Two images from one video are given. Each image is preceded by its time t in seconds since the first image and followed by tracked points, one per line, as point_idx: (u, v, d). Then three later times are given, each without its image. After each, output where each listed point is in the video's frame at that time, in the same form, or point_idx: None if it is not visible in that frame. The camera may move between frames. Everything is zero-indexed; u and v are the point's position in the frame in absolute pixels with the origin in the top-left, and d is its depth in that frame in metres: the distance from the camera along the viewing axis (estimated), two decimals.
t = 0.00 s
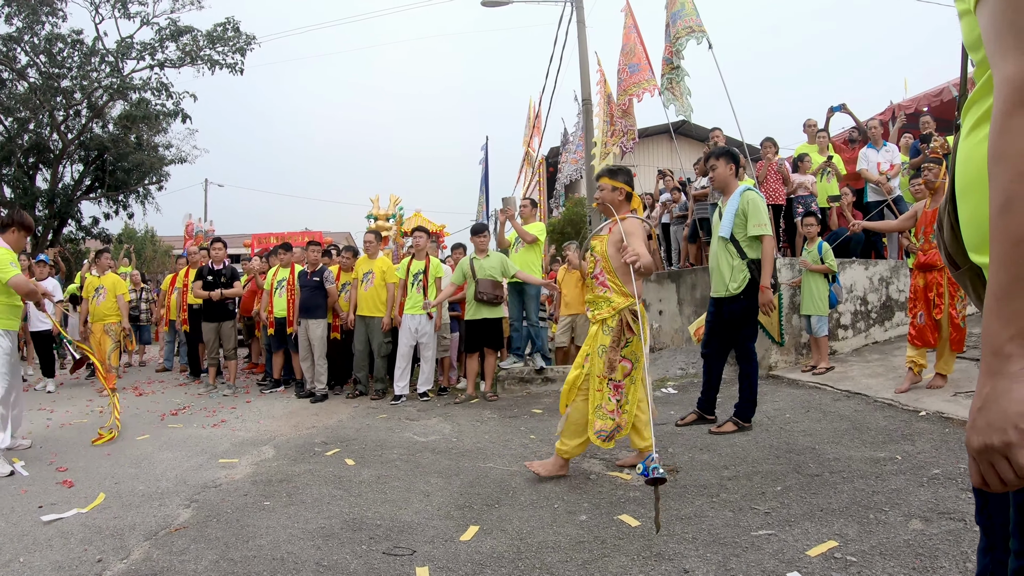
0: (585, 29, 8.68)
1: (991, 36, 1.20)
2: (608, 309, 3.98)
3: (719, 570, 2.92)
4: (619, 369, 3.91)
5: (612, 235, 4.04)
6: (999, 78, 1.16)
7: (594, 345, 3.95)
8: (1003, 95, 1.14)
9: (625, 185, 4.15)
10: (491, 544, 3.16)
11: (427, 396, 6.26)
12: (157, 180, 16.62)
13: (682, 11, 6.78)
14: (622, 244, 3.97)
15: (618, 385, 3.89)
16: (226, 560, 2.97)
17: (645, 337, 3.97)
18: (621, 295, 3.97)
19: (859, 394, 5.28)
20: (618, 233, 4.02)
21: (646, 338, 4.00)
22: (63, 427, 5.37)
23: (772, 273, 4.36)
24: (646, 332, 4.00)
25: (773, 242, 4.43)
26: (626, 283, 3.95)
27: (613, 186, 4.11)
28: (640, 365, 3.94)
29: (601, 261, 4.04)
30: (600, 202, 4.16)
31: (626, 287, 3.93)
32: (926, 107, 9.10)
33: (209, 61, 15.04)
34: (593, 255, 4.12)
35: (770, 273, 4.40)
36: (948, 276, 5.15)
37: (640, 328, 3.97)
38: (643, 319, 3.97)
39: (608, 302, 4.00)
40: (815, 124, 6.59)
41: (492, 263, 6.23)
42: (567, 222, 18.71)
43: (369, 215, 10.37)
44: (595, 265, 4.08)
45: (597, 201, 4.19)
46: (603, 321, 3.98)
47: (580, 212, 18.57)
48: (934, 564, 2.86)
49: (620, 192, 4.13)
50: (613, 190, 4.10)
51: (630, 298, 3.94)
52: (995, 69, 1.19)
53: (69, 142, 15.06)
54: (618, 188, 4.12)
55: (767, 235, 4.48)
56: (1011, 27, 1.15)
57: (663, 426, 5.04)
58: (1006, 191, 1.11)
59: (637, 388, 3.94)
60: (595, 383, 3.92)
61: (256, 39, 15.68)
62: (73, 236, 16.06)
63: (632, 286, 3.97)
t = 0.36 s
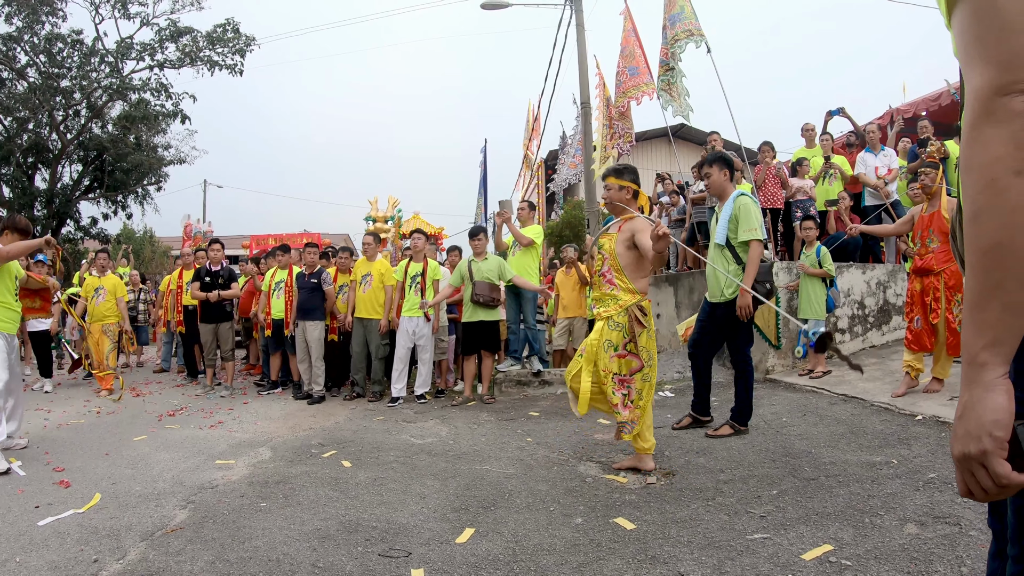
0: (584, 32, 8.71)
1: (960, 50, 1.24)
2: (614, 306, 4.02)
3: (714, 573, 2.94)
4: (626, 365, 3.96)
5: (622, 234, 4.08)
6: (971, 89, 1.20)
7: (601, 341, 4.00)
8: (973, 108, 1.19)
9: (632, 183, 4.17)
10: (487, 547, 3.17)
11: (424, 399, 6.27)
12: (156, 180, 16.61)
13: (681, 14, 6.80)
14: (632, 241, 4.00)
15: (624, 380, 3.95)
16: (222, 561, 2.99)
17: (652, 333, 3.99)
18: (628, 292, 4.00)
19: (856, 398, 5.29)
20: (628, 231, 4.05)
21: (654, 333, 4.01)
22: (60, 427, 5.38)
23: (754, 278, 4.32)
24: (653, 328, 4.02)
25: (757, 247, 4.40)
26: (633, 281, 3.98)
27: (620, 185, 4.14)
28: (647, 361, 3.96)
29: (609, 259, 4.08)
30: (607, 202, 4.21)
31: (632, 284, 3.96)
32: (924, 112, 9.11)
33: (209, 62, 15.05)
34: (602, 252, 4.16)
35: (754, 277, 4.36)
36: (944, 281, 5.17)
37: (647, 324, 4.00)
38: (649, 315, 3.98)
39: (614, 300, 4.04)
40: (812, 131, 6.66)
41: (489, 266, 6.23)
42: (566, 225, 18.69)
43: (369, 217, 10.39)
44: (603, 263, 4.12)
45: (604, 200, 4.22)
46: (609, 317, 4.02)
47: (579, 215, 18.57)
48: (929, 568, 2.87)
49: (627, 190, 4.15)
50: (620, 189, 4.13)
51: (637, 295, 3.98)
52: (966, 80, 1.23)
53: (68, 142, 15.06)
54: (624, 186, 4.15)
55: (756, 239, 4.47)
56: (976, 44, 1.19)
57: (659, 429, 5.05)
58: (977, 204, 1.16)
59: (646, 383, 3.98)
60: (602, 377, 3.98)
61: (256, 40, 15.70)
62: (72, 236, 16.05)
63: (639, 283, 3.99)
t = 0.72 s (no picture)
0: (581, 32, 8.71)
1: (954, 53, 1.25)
2: (593, 311, 4.04)
3: (707, 571, 2.96)
4: (610, 369, 3.95)
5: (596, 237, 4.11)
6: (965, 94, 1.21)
7: (584, 346, 3.97)
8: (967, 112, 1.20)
9: (606, 186, 4.26)
10: (481, 545, 3.19)
11: (420, 397, 6.29)
12: (153, 180, 16.61)
13: (677, 13, 6.79)
14: (605, 244, 4.04)
15: (612, 384, 3.93)
16: (217, 559, 3.02)
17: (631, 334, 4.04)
18: (605, 297, 4.04)
19: (850, 397, 5.31)
20: (601, 234, 4.09)
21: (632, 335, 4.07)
22: (56, 426, 5.39)
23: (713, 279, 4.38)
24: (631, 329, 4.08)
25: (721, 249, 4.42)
26: (609, 284, 4.03)
27: (594, 188, 4.20)
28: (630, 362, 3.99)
29: (584, 263, 4.10)
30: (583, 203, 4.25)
31: (609, 287, 4.01)
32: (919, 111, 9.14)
33: (205, 61, 15.04)
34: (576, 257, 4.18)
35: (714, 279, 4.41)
36: (939, 279, 5.19)
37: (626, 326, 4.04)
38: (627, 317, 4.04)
39: (592, 304, 4.06)
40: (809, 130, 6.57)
41: (484, 265, 6.21)
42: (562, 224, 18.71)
43: (365, 216, 10.41)
44: (578, 268, 4.13)
45: (579, 203, 4.27)
46: (588, 322, 4.02)
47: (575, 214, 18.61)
48: (921, 566, 2.89)
49: (602, 193, 4.22)
50: (595, 191, 4.19)
51: (615, 298, 4.03)
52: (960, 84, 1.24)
53: (64, 141, 15.04)
54: (599, 189, 4.21)
55: (726, 241, 4.48)
56: (968, 50, 1.20)
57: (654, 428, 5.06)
58: (970, 205, 1.17)
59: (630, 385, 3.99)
60: (589, 384, 3.94)
61: (253, 39, 15.70)
62: (68, 236, 16.03)
63: (614, 285, 4.05)
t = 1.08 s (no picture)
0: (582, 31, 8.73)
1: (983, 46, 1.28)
2: (530, 317, 3.96)
3: (707, 569, 2.98)
4: (547, 378, 3.88)
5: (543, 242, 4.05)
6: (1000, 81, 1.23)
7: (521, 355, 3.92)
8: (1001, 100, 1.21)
9: (564, 191, 4.19)
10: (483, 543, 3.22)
11: (423, 397, 6.30)
12: (155, 180, 16.64)
13: (679, 11, 6.78)
14: (551, 250, 3.98)
15: (547, 394, 3.86)
16: (221, 558, 3.05)
17: (569, 342, 3.96)
18: (543, 303, 3.95)
19: (851, 395, 5.32)
20: (549, 240, 4.02)
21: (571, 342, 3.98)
22: (60, 426, 5.42)
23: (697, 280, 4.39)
24: (570, 336, 3.98)
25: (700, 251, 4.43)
26: (548, 291, 3.94)
27: (550, 191, 4.14)
28: (567, 371, 3.91)
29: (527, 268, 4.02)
30: (537, 207, 4.21)
31: (547, 295, 3.92)
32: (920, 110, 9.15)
33: (207, 62, 15.08)
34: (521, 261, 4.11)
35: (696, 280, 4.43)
36: (941, 278, 5.20)
37: (564, 334, 3.95)
38: (565, 324, 3.95)
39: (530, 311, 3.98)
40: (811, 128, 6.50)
41: (485, 265, 6.26)
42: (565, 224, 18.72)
43: (368, 216, 10.44)
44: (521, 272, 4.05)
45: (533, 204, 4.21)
46: (526, 329, 3.95)
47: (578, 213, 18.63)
48: (920, 563, 2.91)
49: (557, 198, 4.17)
50: (550, 195, 4.13)
51: (552, 306, 3.94)
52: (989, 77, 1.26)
53: (67, 142, 15.07)
54: (555, 193, 4.16)
55: (707, 242, 4.50)
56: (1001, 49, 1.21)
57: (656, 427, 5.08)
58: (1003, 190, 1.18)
59: (567, 394, 3.91)
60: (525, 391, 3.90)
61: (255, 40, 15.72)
62: (71, 237, 16.06)
63: (555, 292, 3.95)
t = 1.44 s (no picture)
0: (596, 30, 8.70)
1: None
2: (507, 308, 3.93)
3: (722, 570, 2.96)
4: (527, 372, 3.87)
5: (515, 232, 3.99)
6: None
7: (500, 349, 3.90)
8: None
9: (536, 179, 4.13)
10: (498, 542, 3.21)
11: (438, 396, 6.31)
12: (171, 181, 16.78)
13: (694, 8, 6.74)
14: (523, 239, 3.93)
15: (528, 388, 3.85)
16: (236, 556, 3.07)
17: (548, 333, 3.96)
18: (521, 293, 3.93)
19: (867, 396, 5.26)
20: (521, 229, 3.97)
21: (550, 334, 3.98)
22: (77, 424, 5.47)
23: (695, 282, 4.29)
24: (549, 328, 3.98)
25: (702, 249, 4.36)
26: (524, 280, 3.90)
27: (523, 179, 4.09)
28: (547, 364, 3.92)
29: (502, 258, 3.97)
30: (510, 195, 4.14)
31: (524, 283, 3.89)
32: (937, 107, 9.06)
33: (221, 63, 15.17)
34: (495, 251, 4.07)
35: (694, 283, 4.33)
36: (958, 277, 5.14)
37: (543, 325, 3.95)
38: (543, 315, 3.95)
39: (507, 301, 3.95)
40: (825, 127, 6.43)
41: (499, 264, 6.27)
42: (579, 223, 18.69)
43: (382, 216, 10.47)
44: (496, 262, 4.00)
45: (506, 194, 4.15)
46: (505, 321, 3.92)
47: (592, 213, 18.54)
48: (936, 566, 2.87)
49: (530, 186, 4.10)
50: (522, 183, 4.07)
51: (529, 295, 3.91)
52: None
53: (83, 143, 15.23)
54: (527, 182, 4.09)
55: (708, 242, 4.42)
56: None
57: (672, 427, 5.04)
58: None
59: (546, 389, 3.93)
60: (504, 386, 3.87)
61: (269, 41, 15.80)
62: (88, 236, 16.23)
63: (531, 282, 3.92)
